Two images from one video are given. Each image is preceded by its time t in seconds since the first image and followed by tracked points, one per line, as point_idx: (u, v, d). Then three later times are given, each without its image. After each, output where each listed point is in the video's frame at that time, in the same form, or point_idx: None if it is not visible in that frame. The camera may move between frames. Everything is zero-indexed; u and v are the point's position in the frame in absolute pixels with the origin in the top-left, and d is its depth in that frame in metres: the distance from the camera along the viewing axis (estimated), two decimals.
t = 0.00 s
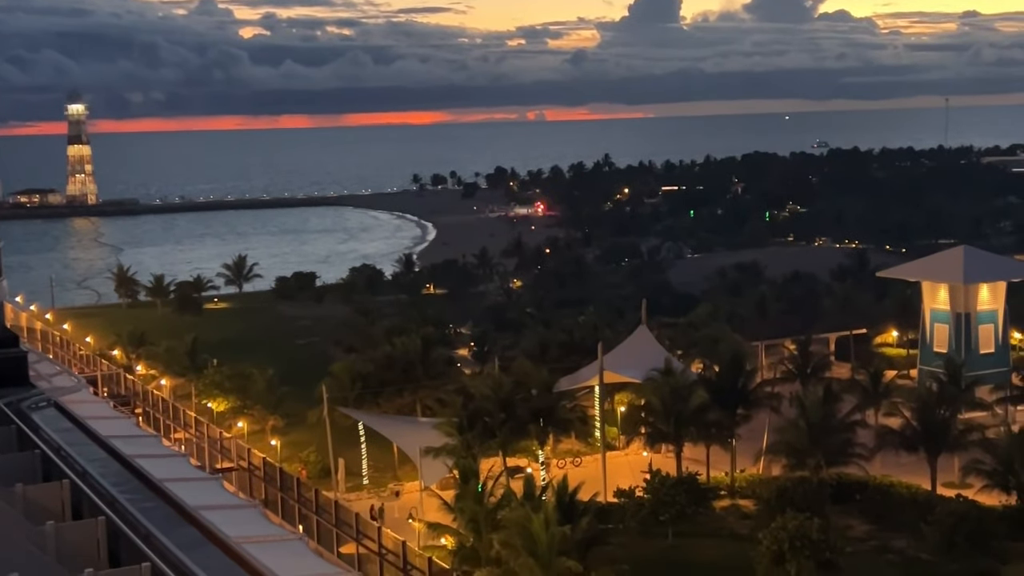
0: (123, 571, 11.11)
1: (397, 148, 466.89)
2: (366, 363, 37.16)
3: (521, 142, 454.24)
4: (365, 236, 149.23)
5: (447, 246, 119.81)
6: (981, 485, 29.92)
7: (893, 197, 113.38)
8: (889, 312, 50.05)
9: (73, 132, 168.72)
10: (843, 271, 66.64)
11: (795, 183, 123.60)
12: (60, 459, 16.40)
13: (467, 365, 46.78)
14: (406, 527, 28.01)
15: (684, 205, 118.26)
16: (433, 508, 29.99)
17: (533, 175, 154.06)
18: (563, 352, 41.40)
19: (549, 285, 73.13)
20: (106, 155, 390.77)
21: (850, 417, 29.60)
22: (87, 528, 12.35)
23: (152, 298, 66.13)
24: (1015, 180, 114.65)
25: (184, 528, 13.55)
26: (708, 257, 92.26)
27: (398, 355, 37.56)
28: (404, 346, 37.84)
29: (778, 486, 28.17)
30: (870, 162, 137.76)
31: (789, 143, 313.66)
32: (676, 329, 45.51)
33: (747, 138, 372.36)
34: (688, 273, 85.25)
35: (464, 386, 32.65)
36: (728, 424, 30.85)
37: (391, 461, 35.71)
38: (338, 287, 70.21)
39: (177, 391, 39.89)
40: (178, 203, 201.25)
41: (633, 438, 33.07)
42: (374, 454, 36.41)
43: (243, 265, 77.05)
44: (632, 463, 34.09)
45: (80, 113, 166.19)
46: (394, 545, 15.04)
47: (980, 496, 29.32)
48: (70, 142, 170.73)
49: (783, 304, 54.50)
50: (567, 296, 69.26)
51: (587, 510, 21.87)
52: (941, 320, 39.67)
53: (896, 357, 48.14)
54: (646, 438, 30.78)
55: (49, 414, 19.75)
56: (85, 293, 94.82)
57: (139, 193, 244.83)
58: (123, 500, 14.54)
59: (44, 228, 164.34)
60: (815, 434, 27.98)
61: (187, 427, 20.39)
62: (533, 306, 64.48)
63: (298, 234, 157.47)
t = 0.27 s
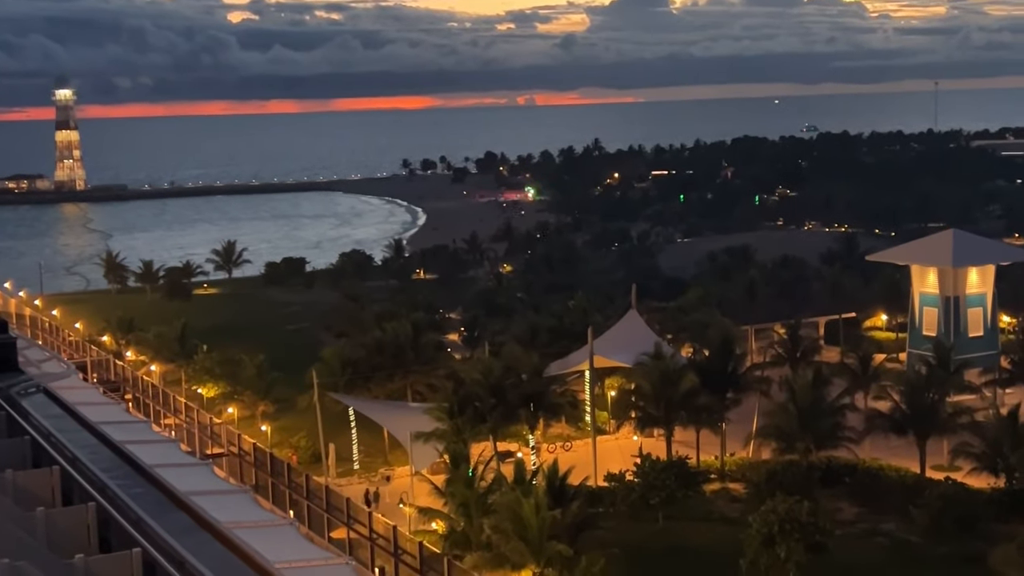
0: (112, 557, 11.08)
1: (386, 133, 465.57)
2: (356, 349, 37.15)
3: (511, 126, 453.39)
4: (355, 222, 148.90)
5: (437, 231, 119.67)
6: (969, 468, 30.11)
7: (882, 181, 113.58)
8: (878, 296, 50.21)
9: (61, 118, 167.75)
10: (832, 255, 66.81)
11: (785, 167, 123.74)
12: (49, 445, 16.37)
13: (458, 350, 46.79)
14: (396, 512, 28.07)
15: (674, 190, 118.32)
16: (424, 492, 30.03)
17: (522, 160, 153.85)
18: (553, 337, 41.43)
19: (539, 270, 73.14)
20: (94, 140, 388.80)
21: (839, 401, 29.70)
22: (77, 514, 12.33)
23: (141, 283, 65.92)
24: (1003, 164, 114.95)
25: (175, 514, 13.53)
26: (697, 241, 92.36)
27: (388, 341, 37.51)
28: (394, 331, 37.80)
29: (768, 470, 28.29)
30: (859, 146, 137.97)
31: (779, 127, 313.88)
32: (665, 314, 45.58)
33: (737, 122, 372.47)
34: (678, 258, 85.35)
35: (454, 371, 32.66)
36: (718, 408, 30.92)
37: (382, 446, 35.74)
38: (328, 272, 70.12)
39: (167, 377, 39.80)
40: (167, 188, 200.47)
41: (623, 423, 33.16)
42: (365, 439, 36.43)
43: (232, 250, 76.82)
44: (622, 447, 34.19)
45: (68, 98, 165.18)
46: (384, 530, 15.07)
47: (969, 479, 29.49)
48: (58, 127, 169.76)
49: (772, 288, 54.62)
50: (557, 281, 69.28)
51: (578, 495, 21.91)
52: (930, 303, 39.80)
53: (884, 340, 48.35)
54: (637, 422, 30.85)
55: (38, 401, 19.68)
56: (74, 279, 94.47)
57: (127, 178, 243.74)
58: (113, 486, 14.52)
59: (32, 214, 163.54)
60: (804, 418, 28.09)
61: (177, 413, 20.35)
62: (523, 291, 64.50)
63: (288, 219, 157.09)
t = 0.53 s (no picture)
0: (105, 547, 11.03)
1: (377, 122, 464.26)
2: (348, 338, 37.07)
3: (502, 115, 452.59)
4: (346, 211, 148.59)
5: (428, 221, 119.43)
6: (960, 454, 30.22)
7: (873, 169, 113.70)
8: (869, 284, 50.34)
9: (51, 107, 166.86)
10: (823, 243, 66.86)
11: (776, 155, 123.75)
12: (40, 436, 16.31)
13: (450, 339, 46.76)
14: (389, 501, 28.07)
15: (666, 178, 118.27)
16: (416, 481, 29.99)
17: (514, 148, 153.60)
18: (545, 325, 41.39)
19: (531, 259, 73.08)
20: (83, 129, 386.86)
21: (830, 388, 29.74)
22: (70, 503, 12.30)
23: (132, 274, 65.66)
24: (994, 152, 115.14)
25: (168, 505, 13.48)
26: (689, 230, 92.38)
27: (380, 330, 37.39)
28: (386, 321, 37.72)
29: (759, 457, 28.37)
30: (850, 134, 138.01)
31: (771, 114, 314.00)
32: (657, 302, 45.57)
33: (728, 110, 372.36)
34: (669, 246, 85.38)
35: (447, 360, 32.59)
36: (711, 395, 30.92)
37: (374, 435, 35.70)
38: (319, 262, 69.90)
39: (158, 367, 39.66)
40: (157, 178, 199.63)
41: (615, 411, 33.16)
42: (358, 428, 36.40)
43: (223, 240, 76.58)
44: (614, 435, 34.22)
45: (58, 87, 164.29)
46: (377, 518, 15.06)
47: (960, 465, 29.61)
48: (47, 117, 168.86)
49: (764, 276, 54.69)
50: (549, 270, 69.25)
51: (571, 483, 21.88)
52: (921, 291, 39.93)
53: (875, 328, 48.47)
54: (628, 410, 30.90)
55: (30, 392, 19.60)
56: (65, 270, 94.04)
57: (118, 169, 242.57)
58: (106, 476, 14.47)
59: (22, 205, 162.74)
60: (795, 405, 28.17)
61: (168, 403, 20.26)
62: (515, 280, 64.44)
63: (279, 209, 156.64)
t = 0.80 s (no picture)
0: (95, 541, 11.03)
1: (366, 115, 463.21)
2: (337, 332, 36.99)
3: (492, 108, 451.88)
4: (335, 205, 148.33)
5: (418, 214, 119.34)
6: (950, 445, 30.33)
7: (863, 161, 113.92)
8: (859, 276, 50.47)
9: (39, 101, 166.07)
10: (813, 235, 67.01)
11: (765, 148, 123.93)
12: (30, 432, 16.27)
13: (441, 333, 46.74)
14: (380, 494, 28.07)
15: (656, 171, 118.31)
16: (407, 474, 29.99)
17: (504, 141, 153.45)
18: (536, 319, 41.39)
19: (521, 252, 73.04)
20: (71, 123, 385.05)
21: (820, 379, 29.82)
22: (60, 499, 12.28)
23: (122, 268, 65.48)
24: (982, 144, 115.46)
25: (159, 499, 13.46)
26: (679, 222, 92.43)
27: (370, 324, 37.33)
28: (376, 315, 37.66)
29: (750, 449, 28.44)
30: (839, 126, 138.22)
31: (760, 107, 314.39)
32: (647, 295, 45.61)
33: (718, 102, 372.36)
34: (660, 239, 85.47)
35: (437, 354, 32.55)
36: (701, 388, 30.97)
37: (365, 429, 35.66)
38: (309, 256, 69.75)
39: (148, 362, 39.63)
40: (146, 172, 198.94)
41: (606, 404, 33.19)
42: (349, 422, 36.37)
43: (213, 234, 76.39)
44: (605, 427, 34.27)
45: (46, 81, 163.48)
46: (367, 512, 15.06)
47: (949, 456, 29.72)
48: (35, 111, 168.03)
49: (753, 268, 54.75)
50: (539, 263, 69.26)
51: (561, 475, 21.92)
52: (910, 282, 40.01)
53: (865, 319, 48.62)
54: (619, 402, 30.93)
55: (19, 387, 19.54)
56: (54, 264, 93.71)
57: (106, 163, 241.79)
58: (96, 471, 14.46)
59: (10, 200, 162.04)
60: (785, 397, 28.22)
61: (159, 398, 20.24)
62: (505, 273, 64.43)
63: (268, 203, 156.24)
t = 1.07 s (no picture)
0: (80, 542, 10.92)
1: (351, 113, 461.92)
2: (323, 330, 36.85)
3: (476, 105, 451.28)
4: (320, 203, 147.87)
5: (403, 212, 119.08)
6: (935, 440, 30.48)
7: (847, 157, 114.33)
8: (844, 272, 50.65)
9: (22, 100, 164.91)
10: (797, 232, 67.22)
11: (750, 144, 124.22)
12: (14, 432, 16.16)
13: (427, 331, 46.67)
14: (367, 493, 27.98)
15: (640, 168, 118.42)
16: (394, 472, 29.92)
17: (489, 138, 153.31)
18: (522, 316, 41.36)
19: (506, 250, 72.97)
20: (53, 122, 382.53)
21: (806, 376, 29.90)
22: (46, 499, 12.17)
23: (106, 268, 65.07)
24: (966, 141, 116.00)
25: (144, 499, 13.38)
26: (664, 219, 92.53)
27: (356, 322, 37.22)
28: (361, 313, 37.52)
29: (735, 445, 28.50)
30: (824, 123, 138.62)
31: (744, 103, 315.12)
32: (633, 292, 45.63)
33: (702, 98, 372.81)
34: (645, 236, 85.59)
35: (423, 352, 32.49)
36: (687, 385, 31.01)
37: (351, 428, 35.55)
38: (294, 254, 69.49)
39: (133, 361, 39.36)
40: (130, 171, 197.80)
41: (592, 401, 33.20)
42: (334, 421, 36.26)
43: (198, 233, 76.01)
44: (591, 425, 34.30)
45: (28, 80, 162.34)
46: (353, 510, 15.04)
47: (934, 452, 29.85)
48: (18, 110, 166.80)
49: (739, 265, 54.90)
50: (525, 261, 69.23)
51: (547, 472, 21.90)
52: (895, 278, 40.22)
53: (850, 315, 48.83)
54: (605, 399, 30.95)
55: (2, 387, 19.39)
56: (37, 264, 93.05)
57: (89, 162, 240.28)
58: (81, 471, 14.35)
59: None
60: (771, 393, 28.29)
61: (144, 397, 20.13)
62: (490, 271, 64.40)
63: (253, 202, 155.57)
